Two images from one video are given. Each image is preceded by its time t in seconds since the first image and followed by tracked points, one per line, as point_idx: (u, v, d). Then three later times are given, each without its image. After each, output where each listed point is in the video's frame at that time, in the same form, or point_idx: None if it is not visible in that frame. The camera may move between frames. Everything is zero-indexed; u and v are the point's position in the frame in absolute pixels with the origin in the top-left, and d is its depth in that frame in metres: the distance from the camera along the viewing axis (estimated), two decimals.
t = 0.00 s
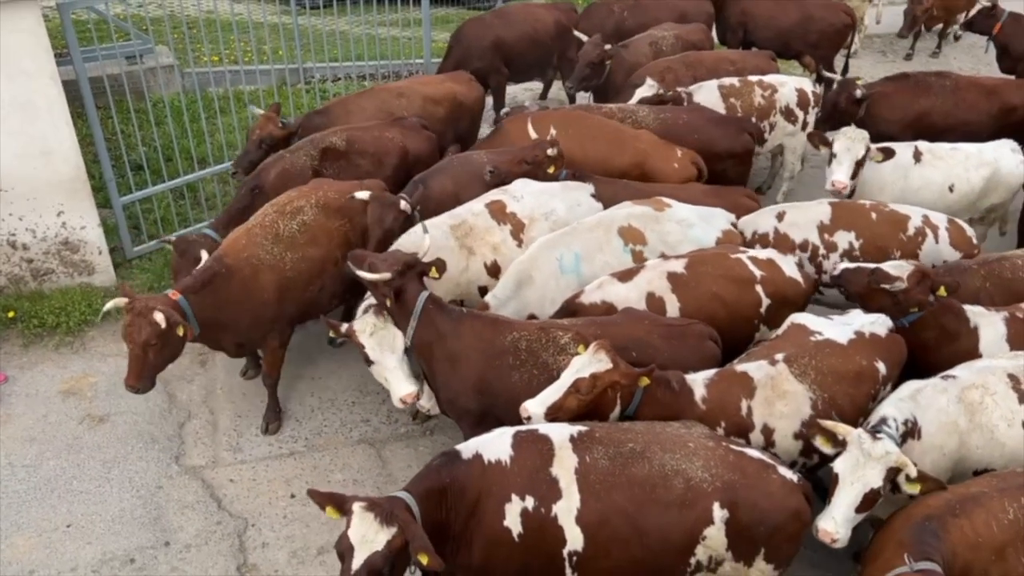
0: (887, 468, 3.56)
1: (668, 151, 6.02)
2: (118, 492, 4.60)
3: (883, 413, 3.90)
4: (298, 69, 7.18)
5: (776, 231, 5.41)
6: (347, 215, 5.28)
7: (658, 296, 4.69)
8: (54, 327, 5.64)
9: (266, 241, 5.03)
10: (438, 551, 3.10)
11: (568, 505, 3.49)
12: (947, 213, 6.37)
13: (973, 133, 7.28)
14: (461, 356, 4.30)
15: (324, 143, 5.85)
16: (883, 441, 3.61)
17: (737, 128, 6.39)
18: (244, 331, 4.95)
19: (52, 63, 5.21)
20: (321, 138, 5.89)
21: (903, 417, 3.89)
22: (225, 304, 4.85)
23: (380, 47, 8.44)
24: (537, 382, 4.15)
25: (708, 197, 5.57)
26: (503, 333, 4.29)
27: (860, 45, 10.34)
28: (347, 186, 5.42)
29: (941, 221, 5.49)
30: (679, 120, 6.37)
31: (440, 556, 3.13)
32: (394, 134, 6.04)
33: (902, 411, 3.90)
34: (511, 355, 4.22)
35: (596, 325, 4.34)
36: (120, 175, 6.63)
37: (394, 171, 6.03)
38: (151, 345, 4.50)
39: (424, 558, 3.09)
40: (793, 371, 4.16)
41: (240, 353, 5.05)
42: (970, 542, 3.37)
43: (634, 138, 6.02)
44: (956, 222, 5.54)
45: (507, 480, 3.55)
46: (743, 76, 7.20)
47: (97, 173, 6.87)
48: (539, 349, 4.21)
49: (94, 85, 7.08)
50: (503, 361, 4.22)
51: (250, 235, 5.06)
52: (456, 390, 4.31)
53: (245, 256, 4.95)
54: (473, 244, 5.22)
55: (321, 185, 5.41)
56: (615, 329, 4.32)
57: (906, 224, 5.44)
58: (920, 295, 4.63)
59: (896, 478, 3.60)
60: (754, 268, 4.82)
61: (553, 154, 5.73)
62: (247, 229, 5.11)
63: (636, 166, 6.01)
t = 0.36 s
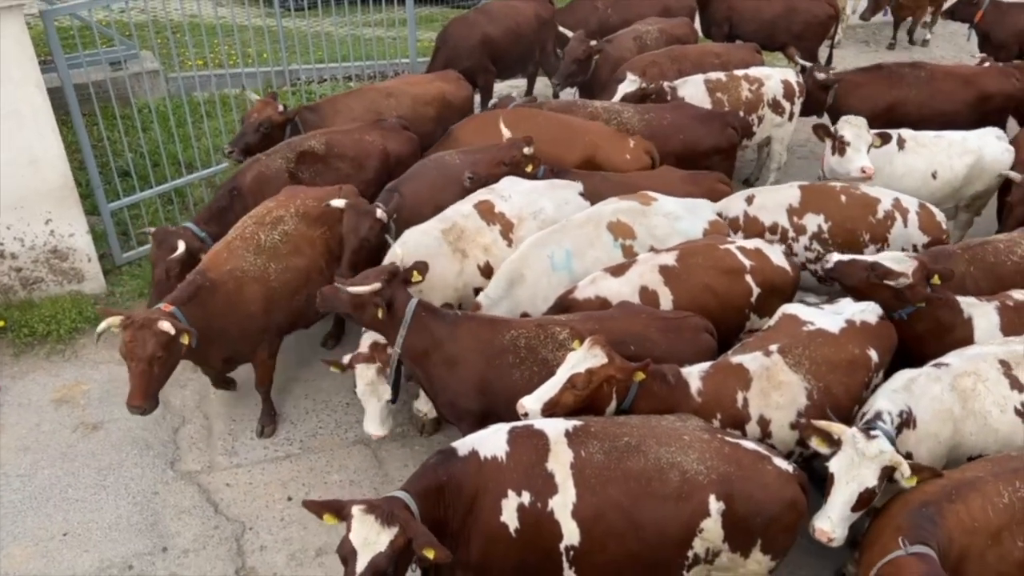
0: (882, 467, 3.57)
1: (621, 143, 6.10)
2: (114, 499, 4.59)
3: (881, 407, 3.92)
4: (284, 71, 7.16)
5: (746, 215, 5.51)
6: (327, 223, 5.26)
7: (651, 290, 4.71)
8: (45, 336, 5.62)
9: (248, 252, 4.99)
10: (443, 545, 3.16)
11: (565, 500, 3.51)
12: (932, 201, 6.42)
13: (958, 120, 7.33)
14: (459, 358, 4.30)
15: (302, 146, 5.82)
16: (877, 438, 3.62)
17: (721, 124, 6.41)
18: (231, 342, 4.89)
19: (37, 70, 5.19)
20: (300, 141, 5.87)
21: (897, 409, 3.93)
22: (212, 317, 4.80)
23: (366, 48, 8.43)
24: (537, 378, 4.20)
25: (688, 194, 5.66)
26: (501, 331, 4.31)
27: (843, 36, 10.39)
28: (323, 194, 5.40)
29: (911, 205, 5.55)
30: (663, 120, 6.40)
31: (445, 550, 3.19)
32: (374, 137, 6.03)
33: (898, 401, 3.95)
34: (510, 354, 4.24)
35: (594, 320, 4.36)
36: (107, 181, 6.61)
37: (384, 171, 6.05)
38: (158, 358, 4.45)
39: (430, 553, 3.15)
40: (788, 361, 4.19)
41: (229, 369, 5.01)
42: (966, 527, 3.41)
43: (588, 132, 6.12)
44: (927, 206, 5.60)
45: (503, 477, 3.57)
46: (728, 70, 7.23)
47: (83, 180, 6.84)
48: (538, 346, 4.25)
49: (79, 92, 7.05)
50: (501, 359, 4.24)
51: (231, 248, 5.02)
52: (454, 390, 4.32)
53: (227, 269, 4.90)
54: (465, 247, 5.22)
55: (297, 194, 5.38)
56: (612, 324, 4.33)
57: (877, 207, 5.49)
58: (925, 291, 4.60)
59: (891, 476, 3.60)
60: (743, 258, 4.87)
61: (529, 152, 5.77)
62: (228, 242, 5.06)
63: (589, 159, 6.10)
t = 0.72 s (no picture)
0: (871, 465, 3.61)
1: (596, 131, 6.20)
2: (109, 507, 4.58)
3: (872, 402, 3.98)
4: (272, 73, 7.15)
5: (715, 199, 5.58)
6: (305, 229, 5.18)
7: (641, 287, 4.74)
8: (35, 343, 5.60)
9: (226, 261, 4.93)
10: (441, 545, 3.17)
11: (560, 497, 3.52)
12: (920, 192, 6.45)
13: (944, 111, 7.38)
14: (456, 362, 4.31)
15: (291, 146, 5.81)
16: (866, 437, 3.66)
17: (710, 120, 6.42)
18: (224, 356, 4.88)
19: (22, 77, 5.16)
20: (288, 141, 5.86)
21: (889, 403, 3.98)
22: (196, 328, 4.75)
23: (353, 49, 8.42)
24: (535, 374, 4.22)
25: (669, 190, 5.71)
26: (495, 331, 4.32)
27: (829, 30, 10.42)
28: (301, 200, 5.32)
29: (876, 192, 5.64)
30: (652, 117, 6.43)
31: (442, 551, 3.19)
32: (362, 137, 6.02)
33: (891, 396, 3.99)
34: (507, 354, 4.26)
35: (588, 315, 4.36)
36: (95, 188, 6.57)
37: (374, 172, 6.06)
38: (157, 377, 4.48)
39: (427, 554, 3.16)
40: (781, 355, 4.21)
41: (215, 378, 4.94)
42: (961, 516, 3.44)
43: (562, 122, 6.21)
44: (891, 191, 5.69)
45: (499, 475, 3.58)
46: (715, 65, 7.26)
47: (71, 186, 6.81)
48: (533, 343, 4.27)
49: (65, 98, 7.02)
50: (498, 359, 4.26)
51: (207, 259, 4.95)
52: (451, 393, 4.33)
53: (204, 280, 4.85)
54: (456, 250, 5.22)
55: (276, 200, 5.30)
56: (607, 319, 4.34)
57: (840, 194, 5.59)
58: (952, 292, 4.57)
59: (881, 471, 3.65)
60: (731, 253, 4.87)
61: (519, 148, 5.76)
62: (205, 253, 5.00)
63: (568, 148, 6.16)
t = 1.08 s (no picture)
0: (853, 468, 3.68)
1: (577, 121, 6.25)
2: (103, 515, 4.56)
3: (859, 400, 3.99)
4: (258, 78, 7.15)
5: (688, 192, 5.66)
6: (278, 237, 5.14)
7: (633, 286, 4.76)
8: (26, 353, 5.57)
9: (198, 270, 4.86)
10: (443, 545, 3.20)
11: (556, 497, 3.53)
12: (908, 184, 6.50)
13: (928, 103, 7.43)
14: (456, 367, 4.31)
15: (272, 154, 5.78)
16: (848, 441, 3.73)
17: (701, 116, 6.46)
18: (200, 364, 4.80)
19: (7, 86, 5.13)
20: (270, 148, 5.83)
21: (877, 399, 3.99)
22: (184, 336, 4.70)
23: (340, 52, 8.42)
24: (534, 376, 4.24)
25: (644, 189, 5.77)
26: (492, 335, 4.34)
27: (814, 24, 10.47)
28: (276, 208, 5.26)
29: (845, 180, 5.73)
30: (642, 111, 6.45)
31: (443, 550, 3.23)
32: (346, 142, 6.02)
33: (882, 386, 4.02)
34: (506, 357, 4.28)
35: (585, 316, 4.39)
36: (83, 195, 6.54)
37: (364, 174, 6.06)
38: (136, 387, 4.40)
39: (428, 553, 3.19)
40: (775, 351, 4.24)
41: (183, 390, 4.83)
42: (954, 508, 3.46)
43: (544, 115, 6.26)
44: (859, 179, 5.76)
45: (494, 475, 3.59)
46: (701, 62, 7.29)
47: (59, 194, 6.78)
48: (531, 345, 4.29)
49: (51, 105, 6.98)
50: (497, 362, 4.28)
51: (179, 268, 4.88)
52: (447, 395, 4.33)
53: (177, 287, 4.76)
54: (445, 251, 5.24)
55: (251, 208, 5.25)
56: (604, 318, 4.36)
57: (806, 184, 5.69)
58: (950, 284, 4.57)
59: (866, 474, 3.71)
60: (723, 256, 4.91)
61: (493, 147, 5.72)
62: (176, 263, 4.92)
63: (552, 140, 6.21)
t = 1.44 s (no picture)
0: (838, 475, 3.64)
1: (572, 124, 6.29)
2: (99, 525, 4.55)
3: (849, 404, 4.02)
4: (248, 85, 7.13)
5: (670, 187, 5.70)
6: (264, 248, 5.08)
7: (632, 288, 4.77)
8: (18, 364, 5.55)
9: (180, 282, 4.82)
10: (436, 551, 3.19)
11: (553, 500, 3.54)
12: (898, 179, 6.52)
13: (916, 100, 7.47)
14: (450, 372, 4.31)
15: (253, 160, 5.77)
16: (834, 449, 3.68)
17: (692, 115, 6.50)
18: (181, 378, 4.81)
19: None
20: (251, 155, 5.82)
21: (867, 401, 4.02)
22: (177, 345, 4.71)
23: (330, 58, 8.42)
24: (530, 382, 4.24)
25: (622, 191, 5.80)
26: (489, 341, 4.34)
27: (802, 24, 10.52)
28: (259, 217, 5.21)
29: (821, 171, 5.78)
30: (633, 110, 6.45)
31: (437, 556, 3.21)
32: (330, 146, 6.01)
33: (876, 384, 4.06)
34: (502, 362, 4.28)
35: (583, 318, 4.40)
36: (74, 205, 6.50)
37: (355, 179, 6.06)
38: (114, 393, 4.36)
39: (424, 559, 3.18)
40: (772, 351, 4.26)
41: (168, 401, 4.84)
42: (947, 503, 3.48)
43: (538, 116, 6.27)
44: (839, 171, 5.81)
45: (491, 478, 3.59)
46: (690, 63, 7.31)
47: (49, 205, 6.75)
48: (528, 350, 4.29)
49: (39, 116, 6.97)
50: (493, 367, 4.28)
51: (161, 279, 4.84)
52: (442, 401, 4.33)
53: (158, 300, 4.74)
54: (439, 252, 5.24)
55: (234, 218, 5.19)
56: (602, 321, 4.37)
57: (785, 176, 5.73)
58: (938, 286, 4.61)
59: (850, 484, 3.67)
60: (724, 263, 4.92)
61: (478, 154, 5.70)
62: (158, 274, 4.87)
63: (546, 140, 6.23)
